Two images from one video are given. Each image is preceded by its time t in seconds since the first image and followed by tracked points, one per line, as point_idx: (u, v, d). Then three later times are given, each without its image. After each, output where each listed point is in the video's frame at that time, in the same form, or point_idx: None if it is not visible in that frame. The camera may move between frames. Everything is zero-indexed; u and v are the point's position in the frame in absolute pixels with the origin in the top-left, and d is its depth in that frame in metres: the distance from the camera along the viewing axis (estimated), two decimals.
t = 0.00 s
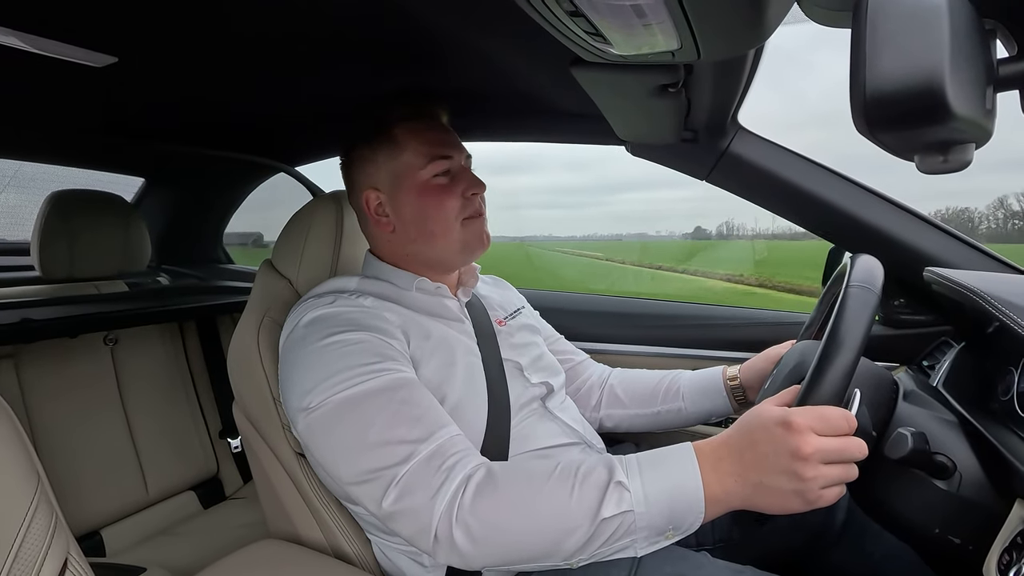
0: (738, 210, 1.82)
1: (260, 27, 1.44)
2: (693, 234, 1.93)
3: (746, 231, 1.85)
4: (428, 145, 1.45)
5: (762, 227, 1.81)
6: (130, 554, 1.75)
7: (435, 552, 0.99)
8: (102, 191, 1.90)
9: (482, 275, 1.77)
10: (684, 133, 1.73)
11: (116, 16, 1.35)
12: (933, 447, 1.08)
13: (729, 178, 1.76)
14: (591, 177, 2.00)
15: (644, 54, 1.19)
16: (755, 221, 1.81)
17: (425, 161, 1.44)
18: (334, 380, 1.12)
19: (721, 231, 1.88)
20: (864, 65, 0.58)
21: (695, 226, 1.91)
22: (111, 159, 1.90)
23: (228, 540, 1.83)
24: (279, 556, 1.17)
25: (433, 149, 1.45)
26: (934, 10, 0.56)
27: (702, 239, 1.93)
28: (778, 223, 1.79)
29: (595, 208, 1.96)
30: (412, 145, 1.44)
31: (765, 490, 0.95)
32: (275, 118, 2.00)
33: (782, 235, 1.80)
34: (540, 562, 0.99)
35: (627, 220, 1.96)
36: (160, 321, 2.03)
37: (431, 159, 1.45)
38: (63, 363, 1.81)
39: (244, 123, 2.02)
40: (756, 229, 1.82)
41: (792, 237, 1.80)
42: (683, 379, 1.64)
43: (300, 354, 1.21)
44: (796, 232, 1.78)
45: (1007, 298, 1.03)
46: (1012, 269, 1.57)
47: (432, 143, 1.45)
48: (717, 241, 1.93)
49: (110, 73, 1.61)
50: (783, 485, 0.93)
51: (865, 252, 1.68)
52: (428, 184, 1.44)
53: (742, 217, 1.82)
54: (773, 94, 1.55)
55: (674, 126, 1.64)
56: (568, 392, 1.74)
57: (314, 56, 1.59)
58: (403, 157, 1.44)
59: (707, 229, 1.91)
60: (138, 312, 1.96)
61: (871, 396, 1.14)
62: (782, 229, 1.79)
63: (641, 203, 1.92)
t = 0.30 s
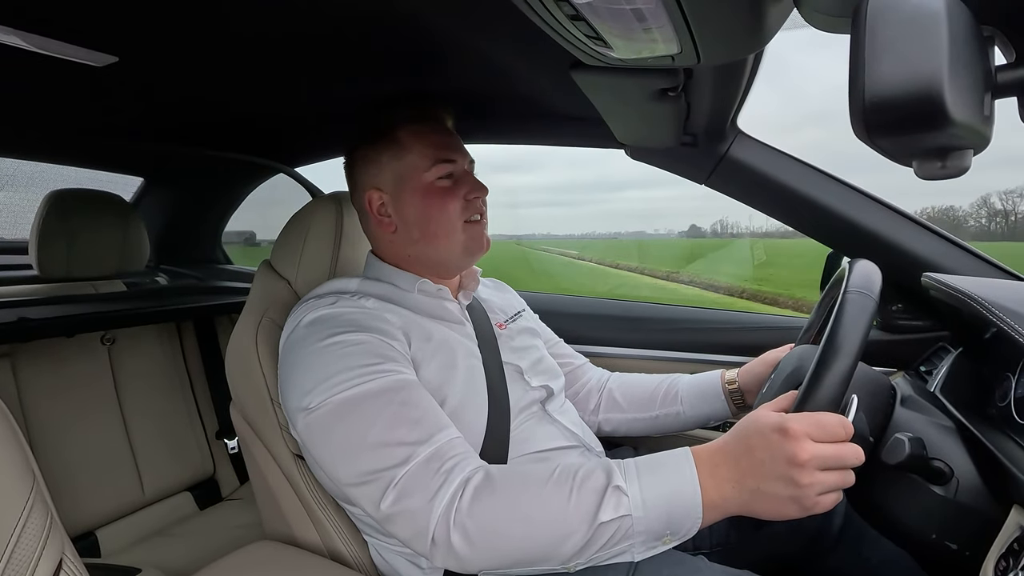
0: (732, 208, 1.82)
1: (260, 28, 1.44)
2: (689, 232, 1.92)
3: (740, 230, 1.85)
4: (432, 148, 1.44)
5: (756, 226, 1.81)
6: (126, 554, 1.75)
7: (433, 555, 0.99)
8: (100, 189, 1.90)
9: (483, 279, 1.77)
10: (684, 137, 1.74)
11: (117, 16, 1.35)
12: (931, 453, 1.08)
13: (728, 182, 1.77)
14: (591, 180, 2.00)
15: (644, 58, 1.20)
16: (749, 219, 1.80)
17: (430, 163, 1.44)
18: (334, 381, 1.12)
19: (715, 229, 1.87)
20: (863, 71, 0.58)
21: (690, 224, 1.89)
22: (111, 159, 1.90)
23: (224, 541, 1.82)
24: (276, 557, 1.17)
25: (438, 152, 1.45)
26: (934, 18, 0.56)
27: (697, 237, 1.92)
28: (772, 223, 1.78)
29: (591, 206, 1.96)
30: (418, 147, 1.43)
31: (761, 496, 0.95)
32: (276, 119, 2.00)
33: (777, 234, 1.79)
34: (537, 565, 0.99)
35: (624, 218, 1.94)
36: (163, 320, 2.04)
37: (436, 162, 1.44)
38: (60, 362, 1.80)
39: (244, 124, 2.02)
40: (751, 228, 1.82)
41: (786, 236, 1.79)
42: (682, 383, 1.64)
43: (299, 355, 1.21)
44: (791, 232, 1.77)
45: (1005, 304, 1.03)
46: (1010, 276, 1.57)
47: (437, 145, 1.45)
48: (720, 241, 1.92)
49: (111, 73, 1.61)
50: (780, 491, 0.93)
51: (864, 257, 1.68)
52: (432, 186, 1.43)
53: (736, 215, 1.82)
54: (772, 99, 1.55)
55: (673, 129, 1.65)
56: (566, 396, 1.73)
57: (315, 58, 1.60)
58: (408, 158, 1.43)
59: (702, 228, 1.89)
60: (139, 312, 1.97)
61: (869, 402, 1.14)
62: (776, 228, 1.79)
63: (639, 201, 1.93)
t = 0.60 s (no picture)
0: (726, 207, 1.84)
1: (259, 29, 1.44)
2: (683, 231, 1.92)
3: (734, 228, 1.87)
4: (441, 154, 1.44)
5: (750, 224, 1.82)
6: (123, 555, 1.75)
7: (431, 558, 0.99)
8: (100, 189, 1.90)
9: (483, 281, 1.77)
10: (684, 138, 1.74)
11: (113, 15, 1.34)
12: (929, 454, 1.08)
13: (726, 183, 1.77)
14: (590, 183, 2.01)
15: (643, 59, 1.20)
16: (742, 218, 1.82)
17: (438, 169, 1.44)
18: (332, 384, 1.12)
19: (708, 228, 1.89)
20: (861, 73, 0.58)
21: (685, 222, 1.90)
22: (110, 159, 1.90)
23: (222, 542, 1.82)
24: (273, 559, 1.17)
25: (447, 158, 1.45)
26: (934, 21, 0.56)
27: (693, 236, 1.92)
28: (766, 221, 1.80)
29: (591, 204, 1.98)
30: (427, 153, 1.44)
31: (760, 497, 0.95)
32: (275, 119, 2.00)
33: (771, 232, 1.81)
34: (535, 568, 0.99)
35: (621, 217, 1.97)
36: (153, 321, 2.03)
37: (444, 168, 1.44)
38: (58, 363, 1.80)
39: (243, 124, 2.02)
40: (744, 226, 1.84)
41: (779, 235, 1.81)
42: (680, 387, 1.64)
43: (298, 358, 1.21)
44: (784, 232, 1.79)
45: (1004, 307, 1.02)
46: (1008, 278, 1.57)
47: (446, 151, 1.45)
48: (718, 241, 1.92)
49: (110, 73, 1.61)
50: (779, 492, 0.93)
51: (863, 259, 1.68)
52: (439, 192, 1.43)
53: (730, 213, 1.84)
54: (771, 101, 1.56)
55: (672, 131, 1.65)
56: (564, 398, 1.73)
57: (314, 58, 1.60)
58: (416, 163, 1.43)
59: (696, 226, 1.90)
60: (132, 313, 1.95)
61: (867, 404, 1.14)
62: (768, 227, 1.81)
63: (639, 199, 1.94)
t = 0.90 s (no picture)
0: (721, 206, 1.85)
1: (258, 28, 1.44)
2: (678, 230, 1.93)
3: (729, 227, 1.88)
4: (438, 154, 1.44)
5: (744, 224, 1.83)
6: (121, 554, 1.75)
7: (428, 557, 0.99)
8: (98, 188, 1.89)
9: (481, 279, 1.77)
10: (683, 138, 1.74)
11: (112, 13, 1.34)
12: (926, 455, 1.08)
13: (726, 183, 1.77)
14: (590, 182, 2.01)
15: (643, 59, 1.19)
16: (737, 216, 1.84)
17: (436, 168, 1.44)
18: (329, 382, 1.12)
19: (704, 227, 1.90)
20: (860, 75, 0.58)
21: (680, 222, 1.91)
22: (109, 158, 1.90)
23: (221, 541, 1.82)
24: (272, 558, 1.17)
25: (445, 158, 1.45)
26: (933, 22, 0.56)
27: (688, 235, 1.94)
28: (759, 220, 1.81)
29: (591, 203, 1.98)
30: (425, 152, 1.44)
31: (758, 499, 0.95)
32: (274, 118, 1.99)
33: (766, 230, 1.82)
34: (533, 568, 0.99)
35: (622, 216, 1.96)
36: (150, 320, 2.03)
37: (441, 167, 1.44)
38: (56, 361, 1.80)
39: (242, 123, 2.02)
40: (739, 225, 1.85)
41: (770, 233, 1.83)
42: (678, 386, 1.64)
43: (295, 356, 1.20)
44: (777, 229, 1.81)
45: (1002, 308, 1.02)
46: (1005, 279, 1.57)
47: (444, 151, 1.45)
48: (716, 239, 1.93)
49: (109, 71, 1.61)
50: (776, 493, 0.93)
51: (861, 260, 1.69)
52: (436, 191, 1.43)
53: (723, 211, 1.85)
54: (769, 101, 1.56)
55: (671, 131, 1.65)
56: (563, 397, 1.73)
57: (313, 57, 1.60)
58: (414, 162, 1.43)
59: (691, 226, 1.92)
60: (135, 309, 1.97)
61: (865, 404, 1.14)
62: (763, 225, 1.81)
63: (638, 198, 1.93)
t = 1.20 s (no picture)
0: (715, 206, 1.86)
1: (256, 29, 1.44)
2: (674, 229, 1.95)
3: (724, 227, 1.89)
4: (437, 155, 1.44)
5: (738, 223, 1.85)
6: (121, 556, 1.75)
7: (429, 556, 0.99)
8: (94, 189, 1.90)
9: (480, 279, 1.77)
10: (681, 139, 1.73)
11: (110, 14, 1.34)
12: (926, 454, 1.08)
13: (724, 183, 1.77)
14: (590, 182, 2.01)
15: (641, 59, 1.19)
16: (731, 216, 1.85)
17: (435, 169, 1.44)
18: (329, 381, 1.12)
19: (698, 226, 1.91)
20: (858, 74, 0.58)
21: (675, 222, 1.92)
22: (107, 160, 1.90)
23: (221, 542, 1.82)
24: (271, 559, 1.17)
25: (445, 159, 1.45)
26: (930, 21, 0.56)
27: (684, 235, 1.95)
28: (753, 220, 1.81)
29: (591, 202, 2.00)
30: (424, 153, 1.44)
31: (757, 498, 0.95)
32: (273, 119, 1.99)
33: (760, 229, 1.83)
34: (533, 567, 0.99)
35: (621, 216, 1.98)
36: (149, 321, 2.03)
37: (440, 169, 1.44)
38: (55, 363, 1.80)
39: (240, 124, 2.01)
40: (733, 225, 1.86)
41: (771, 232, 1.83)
42: (678, 386, 1.64)
43: (295, 355, 1.20)
44: (770, 227, 1.81)
45: (999, 307, 1.03)
46: (1003, 278, 1.58)
47: (444, 152, 1.45)
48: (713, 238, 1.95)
49: (107, 72, 1.61)
50: (775, 493, 0.94)
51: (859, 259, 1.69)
52: (435, 192, 1.43)
53: (718, 211, 1.86)
54: (767, 100, 1.56)
55: (669, 132, 1.65)
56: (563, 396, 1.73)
57: (312, 58, 1.59)
58: (413, 164, 1.43)
59: (686, 225, 1.93)
60: (129, 312, 1.95)
61: (864, 403, 1.14)
62: (758, 224, 1.82)
63: (638, 198, 1.94)
